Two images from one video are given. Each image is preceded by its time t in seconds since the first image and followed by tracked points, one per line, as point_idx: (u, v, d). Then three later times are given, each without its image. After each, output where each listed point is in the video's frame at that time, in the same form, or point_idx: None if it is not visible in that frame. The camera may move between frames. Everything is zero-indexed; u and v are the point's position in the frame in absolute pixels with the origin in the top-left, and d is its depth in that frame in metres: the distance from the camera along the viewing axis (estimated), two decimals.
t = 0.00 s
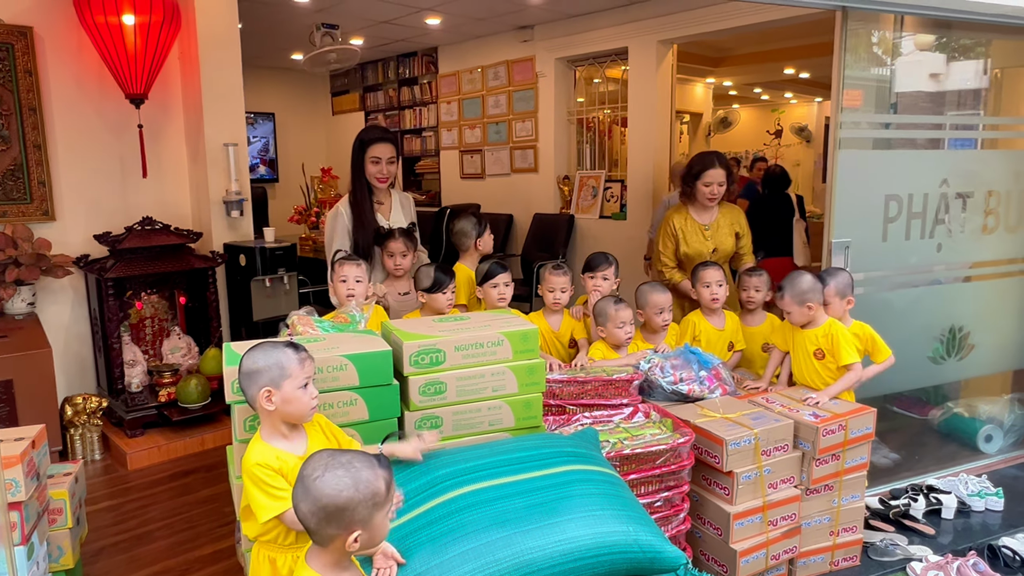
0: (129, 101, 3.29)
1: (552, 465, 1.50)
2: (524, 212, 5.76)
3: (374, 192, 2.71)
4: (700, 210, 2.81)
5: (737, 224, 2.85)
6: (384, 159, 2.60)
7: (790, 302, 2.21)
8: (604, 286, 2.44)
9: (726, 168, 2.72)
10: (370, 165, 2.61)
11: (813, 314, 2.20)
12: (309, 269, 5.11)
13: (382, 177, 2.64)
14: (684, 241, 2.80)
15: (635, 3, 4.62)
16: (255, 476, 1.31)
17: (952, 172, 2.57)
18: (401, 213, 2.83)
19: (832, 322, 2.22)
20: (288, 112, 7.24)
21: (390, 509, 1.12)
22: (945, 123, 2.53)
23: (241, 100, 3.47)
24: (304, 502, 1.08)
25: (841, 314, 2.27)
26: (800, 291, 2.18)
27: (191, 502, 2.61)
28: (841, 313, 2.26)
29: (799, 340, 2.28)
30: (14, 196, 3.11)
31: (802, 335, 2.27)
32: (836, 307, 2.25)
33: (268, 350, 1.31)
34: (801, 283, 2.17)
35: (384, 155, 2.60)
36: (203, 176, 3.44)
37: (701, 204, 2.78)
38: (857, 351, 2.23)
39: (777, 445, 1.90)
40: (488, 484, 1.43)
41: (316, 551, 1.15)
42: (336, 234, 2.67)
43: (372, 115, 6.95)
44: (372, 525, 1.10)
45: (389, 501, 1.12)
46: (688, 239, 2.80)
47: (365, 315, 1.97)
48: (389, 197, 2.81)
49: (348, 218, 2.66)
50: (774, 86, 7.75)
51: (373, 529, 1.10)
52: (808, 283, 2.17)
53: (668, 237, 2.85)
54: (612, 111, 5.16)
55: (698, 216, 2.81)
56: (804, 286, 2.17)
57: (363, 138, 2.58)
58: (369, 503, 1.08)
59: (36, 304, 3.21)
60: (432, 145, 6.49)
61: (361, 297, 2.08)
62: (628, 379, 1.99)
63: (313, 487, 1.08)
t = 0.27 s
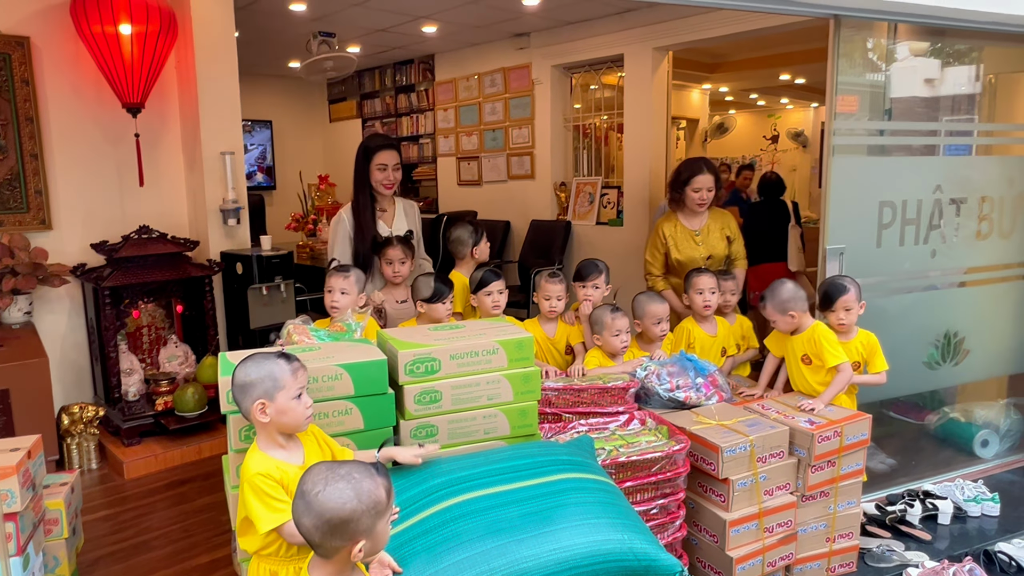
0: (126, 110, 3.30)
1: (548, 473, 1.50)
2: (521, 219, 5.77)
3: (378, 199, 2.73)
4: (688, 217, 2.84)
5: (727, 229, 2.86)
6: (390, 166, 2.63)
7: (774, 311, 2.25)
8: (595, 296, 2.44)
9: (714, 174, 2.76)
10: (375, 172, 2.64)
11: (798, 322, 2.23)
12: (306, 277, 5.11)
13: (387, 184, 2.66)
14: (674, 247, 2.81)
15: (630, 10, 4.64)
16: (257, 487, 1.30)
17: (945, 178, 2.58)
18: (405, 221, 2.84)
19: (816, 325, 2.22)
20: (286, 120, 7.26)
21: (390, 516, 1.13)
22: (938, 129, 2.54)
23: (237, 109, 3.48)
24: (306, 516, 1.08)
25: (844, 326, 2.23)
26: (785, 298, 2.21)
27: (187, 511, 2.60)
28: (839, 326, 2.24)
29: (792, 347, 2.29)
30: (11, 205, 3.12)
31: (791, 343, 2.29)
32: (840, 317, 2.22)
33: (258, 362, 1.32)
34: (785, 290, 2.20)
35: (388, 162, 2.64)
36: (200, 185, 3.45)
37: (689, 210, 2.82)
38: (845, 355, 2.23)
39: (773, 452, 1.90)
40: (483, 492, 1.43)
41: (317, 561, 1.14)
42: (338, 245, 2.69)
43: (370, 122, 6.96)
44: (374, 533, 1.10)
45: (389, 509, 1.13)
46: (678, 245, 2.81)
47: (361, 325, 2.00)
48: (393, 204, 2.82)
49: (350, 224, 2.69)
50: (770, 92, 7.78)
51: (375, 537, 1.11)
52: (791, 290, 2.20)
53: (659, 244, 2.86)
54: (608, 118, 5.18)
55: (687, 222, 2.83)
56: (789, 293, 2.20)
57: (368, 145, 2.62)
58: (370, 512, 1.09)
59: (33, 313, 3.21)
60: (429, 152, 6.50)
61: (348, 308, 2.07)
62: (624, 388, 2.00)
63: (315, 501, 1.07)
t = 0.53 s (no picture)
0: (127, 118, 3.32)
1: (547, 475, 1.51)
2: (521, 223, 5.79)
3: (395, 203, 2.75)
4: (686, 220, 2.85)
5: (725, 234, 2.85)
6: (409, 171, 2.65)
7: (775, 315, 2.25)
8: (591, 299, 2.45)
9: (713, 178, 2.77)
10: (395, 175, 2.65)
11: (795, 327, 2.24)
12: (307, 282, 5.13)
13: (406, 188, 2.68)
14: (669, 250, 2.83)
15: (628, 16, 4.67)
16: (263, 491, 1.31)
17: (942, 181, 2.59)
18: (421, 226, 2.86)
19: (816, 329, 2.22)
20: (287, 127, 7.29)
21: (401, 539, 1.11)
22: (935, 132, 2.56)
23: (238, 116, 3.50)
24: (322, 509, 1.10)
25: (856, 332, 2.26)
26: (788, 303, 2.21)
27: (188, 516, 2.61)
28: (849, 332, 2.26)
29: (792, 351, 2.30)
30: (13, 212, 3.14)
31: (792, 346, 2.30)
32: (854, 325, 2.24)
33: (261, 367, 1.33)
34: (789, 296, 2.20)
35: (409, 165, 2.65)
36: (201, 191, 3.47)
37: (688, 214, 2.83)
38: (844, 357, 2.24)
39: (771, 454, 1.91)
40: (484, 494, 1.44)
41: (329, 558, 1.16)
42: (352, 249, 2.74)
43: (370, 128, 6.99)
44: (378, 550, 1.09)
45: (403, 531, 1.11)
46: (673, 249, 2.83)
47: (361, 327, 2.01)
48: (411, 208, 2.84)
49: (366, 226, 2.73)
50: (769, 96, 7.81)
51: (380, 553, 1.10)
52: (791, 296, 2.20)
53: (654, 247, 2.88)
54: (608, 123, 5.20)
55: (685, 225, 2.84)
56: (792, 298, 2.20)
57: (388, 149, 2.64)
58: (381, 527, 1.08)
59: (35, 319, 3.23)
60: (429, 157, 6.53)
61: (342, 312, 2.08)
62: (623, 391, 2.00)
63: (332, 496, 1.09)
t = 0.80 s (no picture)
0: (137, 125, 3.37)
1: (551, 474, 1.54)
2: (526, 228, 5.82)
3: (422, 209, 2.83)
4: (709, 225, 2.81)
5: (744, 243, 2.76)
6: (437, 179, 2.73)
7: (785, 309, 2.26)
8: (600, 303, 2.48)
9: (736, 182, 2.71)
10: (424, 183, 2.74)
11: (805, 324, 2.25)
12: (314, 287, 5.17)
13: (434, 197, 2.76)
14: (685, 253, 2.84)
15: (631, 22, 4.70)
16: (270, 489, 1.34)
17: (943, 183, 2.61)
18: (444, 233, 2.89)
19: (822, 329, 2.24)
20: (294, 134, 7.35)
21: (440, 535, 1.13)
22: (936, 135, 2.58)
23: (246, 123, 3.54)
24: (360, 508, 1.12)
25: (860, 333, 2.26)
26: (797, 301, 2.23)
27: (198, 518, 2.64)
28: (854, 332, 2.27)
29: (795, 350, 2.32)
30: (26, 219, 3.19)
31: (796, 346, 2.32)
32: (858, 325, 2.24)
33: (276, 367, 1.36)
34: (799, 294, 2.22)
35: (437, 175, 2.73)
36: (210, 198, 3.52)
37: (710, 219, 2.79)
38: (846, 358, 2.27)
39: (774, 454, 1.93)
40: (489, 492, 1.47)
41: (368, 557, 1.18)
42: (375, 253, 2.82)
43: (376, 134, 7.05)
44: (417, 546, 1.11)
45: (441, 528, 1.13)
46: (689, 253, 2.83)
47: (368, 331, 2.04)
48: (435, 216, 2.90)
49: (388, 229, 2.82)
50: (773, 100, 7.82)
51: (420, 550, 1.11)
52: (806, 293, 2.22)
53: (672, 249, 2.89)
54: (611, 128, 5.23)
55: (707, 231, 2.81)
56: (803, 297, 2.22)
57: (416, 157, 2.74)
58: (419, 525, 1.10)
59: (47, 325, 3.28)
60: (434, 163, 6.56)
61: (347, 316, 2.11)
62: (627, 391, 2.03)
63: (370, 496, 1.12)
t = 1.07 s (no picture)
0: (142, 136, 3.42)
1: (549, 475, 1.57)
2: (527, 235, 5.87)
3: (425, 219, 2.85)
4: (724, 233, 2.75)
5: (752, 254, 2.68)
6: (442, 189, 2.75)
7: (787, 310, 2.29)
8: (601, 308, 2.52)
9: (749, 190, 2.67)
10: (429, 193, 2.77)
11: (804, 327, 2.28)
12: (317, 295, 5.21)
13: (438, 206, 2.78)
14: (699, 258, 2.84)
15: (629, 31, 4.75)
16: (265, 494, 1.37)
17: (936, 189, 2.64)
18: (444, 242, 2.95)
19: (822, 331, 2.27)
20: (296, 143, 7.41)
21: (483, 501, 1.20)
22: (929, 141, 2.62)
23: (249, 133, 3.60)
24: (408, 488, 1.19)
25: (861, 340, 2.29)
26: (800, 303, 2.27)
27: (203, 523, 2.68)
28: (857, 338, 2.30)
29: (793, 352, 2.35)
30: (33, 229, 3.24)
31: (796, 349, 2.34)
32: (860, 332, 2.27)
33: (273, 372, 1.40)
34: (804, 298, 2.25)
35: (442, 184, 2.75)
36: (214, 207, 3.57)
37: (723, 227, 2.73)
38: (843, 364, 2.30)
39: (769, 456, 1.96)
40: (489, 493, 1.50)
41: (420, 534, 1.22)
42: (375, 255, 2.87)
43: (378, 143, 7.11)
44: (465, 513, 1.18)
45: (484, 494, 1.20)
46: (703, 258, 2.82)
47: (369, 336, 2.08)
48: (434, 223, 2.94)
49: (393, 235, 2.86)
50: (773, 107, 7.87)
51: (468, 517, 1.18)
52: (808, 296, 2.26)
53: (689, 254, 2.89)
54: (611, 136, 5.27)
55: (720, 238, 2.76)
56: (808, 301, 2.26)
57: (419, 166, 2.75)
58: (465, 492, 1.17)
59: (54, 333, 3.32)
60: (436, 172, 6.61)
61: (347, 323, 2.15)
62: (624, 395, 2.08)
63: (416, 474, 1.18)
